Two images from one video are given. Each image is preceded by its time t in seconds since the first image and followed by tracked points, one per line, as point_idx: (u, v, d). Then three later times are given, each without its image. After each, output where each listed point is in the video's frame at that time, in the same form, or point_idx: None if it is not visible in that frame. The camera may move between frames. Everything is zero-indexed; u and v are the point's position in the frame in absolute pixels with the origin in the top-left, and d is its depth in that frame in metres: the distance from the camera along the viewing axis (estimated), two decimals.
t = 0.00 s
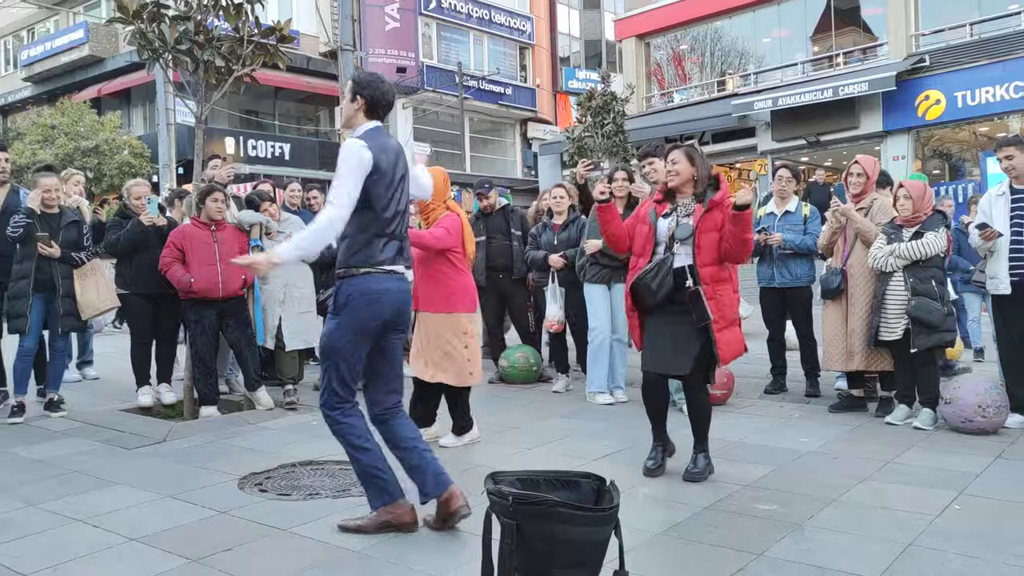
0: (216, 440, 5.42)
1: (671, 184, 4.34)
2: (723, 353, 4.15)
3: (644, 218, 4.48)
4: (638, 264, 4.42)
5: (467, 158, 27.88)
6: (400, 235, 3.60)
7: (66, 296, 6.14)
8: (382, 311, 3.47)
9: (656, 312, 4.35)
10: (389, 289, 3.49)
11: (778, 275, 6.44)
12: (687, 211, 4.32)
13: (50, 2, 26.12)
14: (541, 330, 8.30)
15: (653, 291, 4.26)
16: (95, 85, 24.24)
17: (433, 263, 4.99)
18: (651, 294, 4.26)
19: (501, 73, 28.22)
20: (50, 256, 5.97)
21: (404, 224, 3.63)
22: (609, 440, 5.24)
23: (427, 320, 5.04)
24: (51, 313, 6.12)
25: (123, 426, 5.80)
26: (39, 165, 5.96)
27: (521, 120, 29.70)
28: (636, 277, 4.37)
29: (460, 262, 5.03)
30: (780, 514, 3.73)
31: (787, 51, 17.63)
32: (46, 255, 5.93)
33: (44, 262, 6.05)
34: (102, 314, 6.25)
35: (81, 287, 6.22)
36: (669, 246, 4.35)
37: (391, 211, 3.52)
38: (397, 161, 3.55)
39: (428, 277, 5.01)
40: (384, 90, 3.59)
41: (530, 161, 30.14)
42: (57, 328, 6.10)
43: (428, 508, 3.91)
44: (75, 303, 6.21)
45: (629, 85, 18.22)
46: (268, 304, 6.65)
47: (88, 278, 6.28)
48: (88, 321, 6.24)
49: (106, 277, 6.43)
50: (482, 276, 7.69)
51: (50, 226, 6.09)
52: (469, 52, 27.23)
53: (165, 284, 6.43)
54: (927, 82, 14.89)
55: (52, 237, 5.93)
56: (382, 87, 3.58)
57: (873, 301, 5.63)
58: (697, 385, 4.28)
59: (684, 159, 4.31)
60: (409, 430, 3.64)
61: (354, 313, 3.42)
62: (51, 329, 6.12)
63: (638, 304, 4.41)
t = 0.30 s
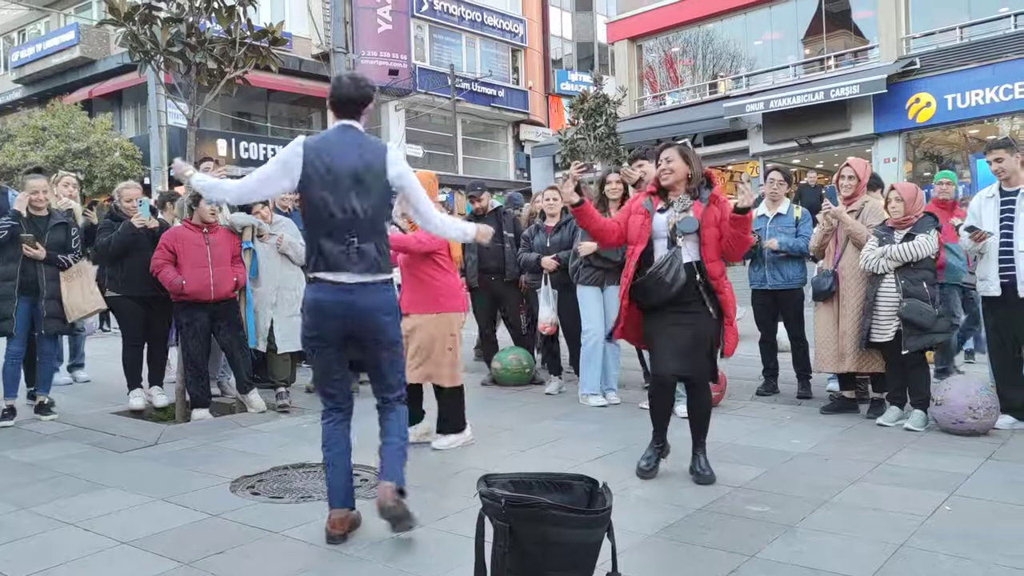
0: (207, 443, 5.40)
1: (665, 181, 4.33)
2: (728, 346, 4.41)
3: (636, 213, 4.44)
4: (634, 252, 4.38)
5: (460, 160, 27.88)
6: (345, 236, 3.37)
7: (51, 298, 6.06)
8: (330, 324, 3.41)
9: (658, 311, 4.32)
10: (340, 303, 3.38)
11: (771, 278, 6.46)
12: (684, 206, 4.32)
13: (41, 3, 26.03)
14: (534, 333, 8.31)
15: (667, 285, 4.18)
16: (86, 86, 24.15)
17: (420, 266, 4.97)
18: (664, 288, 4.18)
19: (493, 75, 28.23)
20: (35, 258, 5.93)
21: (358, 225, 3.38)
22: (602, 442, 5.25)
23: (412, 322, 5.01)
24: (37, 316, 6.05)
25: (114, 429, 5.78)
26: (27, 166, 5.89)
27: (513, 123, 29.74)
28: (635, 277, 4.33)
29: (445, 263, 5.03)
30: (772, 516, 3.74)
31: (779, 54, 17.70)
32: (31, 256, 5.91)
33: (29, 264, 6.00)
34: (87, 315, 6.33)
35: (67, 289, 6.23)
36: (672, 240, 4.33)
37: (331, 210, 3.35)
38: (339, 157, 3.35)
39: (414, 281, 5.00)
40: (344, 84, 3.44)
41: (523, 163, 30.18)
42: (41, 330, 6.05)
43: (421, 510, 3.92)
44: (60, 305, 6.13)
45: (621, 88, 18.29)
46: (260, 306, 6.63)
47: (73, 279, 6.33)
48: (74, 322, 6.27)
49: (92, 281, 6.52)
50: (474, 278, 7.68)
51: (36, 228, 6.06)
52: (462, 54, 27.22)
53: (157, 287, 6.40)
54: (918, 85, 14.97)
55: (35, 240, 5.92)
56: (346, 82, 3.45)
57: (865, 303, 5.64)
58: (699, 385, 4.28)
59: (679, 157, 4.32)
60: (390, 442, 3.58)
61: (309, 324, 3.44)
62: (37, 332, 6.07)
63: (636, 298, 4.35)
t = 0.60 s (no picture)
0: (202, 447, 5.38)
1: (653, 180, 4.33)
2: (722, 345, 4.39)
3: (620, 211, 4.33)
4: (643, 259, 4.21)
5: (454, 162, 27.89)
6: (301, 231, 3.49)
7: (38, 301, 6.02)
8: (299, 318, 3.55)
9: (657, 315, 4.23)
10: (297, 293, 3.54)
11: (765, 280, 6.48)
12: (679, 208, 4.36)
13: (34, 5, 25.95)
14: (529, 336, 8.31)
15: (668, 287, 4.12)
16: (80, 89, 24.08)
17: (400, 270, 5.01)
18: (665, 291, 4.12)
19: (487, 77, 28.25)
20: (22, 260, 5.89)
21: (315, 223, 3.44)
22: (596, 445, 5.25)
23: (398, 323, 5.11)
24: (24, 318, 6.03)
25: (108, 432, 5.76)
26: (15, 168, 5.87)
27: (507, 125, 29.77)
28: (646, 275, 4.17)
29: (424, 264, 5.08)
30: (767, 519, 3.75)
31: (772, 57, 17.76)
32: (19, 258, 5.86)
33: (17, 266, 5.98)
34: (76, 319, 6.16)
35: (56, 290, 6.08)
36: (670, 242, 4.29)
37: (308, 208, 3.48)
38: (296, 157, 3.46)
39: (396, 282, 5.04)
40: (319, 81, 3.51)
41: (517, 166, 30.20)
42: (29, 333, 6.02)
43: (416, 513, 3.92)
44: (49, 308, 6.08)
45: (615, 91, 18.32)
46: (254, 309, 6.62)
47: (63, 281, 6.13)
48: (62, 326, 6.13)
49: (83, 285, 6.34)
50: (469, 281, 7.69)
51: (24, 230, 6.03)
52: (456, 57, 27.23)
53: (150, 290, 6.37)
54: (911, 88, 15.03)
55: (22, 241, 5.87)
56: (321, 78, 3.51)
57: (858, 306, 5.67)
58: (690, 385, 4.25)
59: (667, 158, 4.31)
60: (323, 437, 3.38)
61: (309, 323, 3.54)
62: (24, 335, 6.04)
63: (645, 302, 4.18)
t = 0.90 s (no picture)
0: (198, 447, 5.38)
1: (645, 190, 4.32)
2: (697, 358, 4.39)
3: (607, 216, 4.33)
4: (637, 264, 4.18)
5: (450, 163, 27.88)
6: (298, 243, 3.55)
7: (31, 303, 6.01)
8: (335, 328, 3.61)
9: (647, 322, 4.23)
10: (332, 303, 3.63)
11: (761, 280, 6.48)
12: (672, 218, 4.39)
13: (29, 6, 25.90)
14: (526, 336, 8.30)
15: (664, 296, 4.17)
16: (76, 89, 24.03)
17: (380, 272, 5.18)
18: (661, 299, 4.17)
19: (483, 78, 28.24)
20: (14, 262, 5.86)
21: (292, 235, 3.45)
22: (592, 446, 5.25)
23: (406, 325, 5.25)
24: (16, 319, 5.99)
25: (104, 433, 5.75)
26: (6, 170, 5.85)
27: (504, 126, 29.77)
28: (642, 284, 4.18)
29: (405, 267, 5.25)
30: (763, 520, 3.75)
31: (769, 58, 17.79)
32: (10, 260, 5.82)
33: (9, 267, 5.93)
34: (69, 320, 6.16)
35: (49, 291, 6.07)
36: (663, 248, 4.28)
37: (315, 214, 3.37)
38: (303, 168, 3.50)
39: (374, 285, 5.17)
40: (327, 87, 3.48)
41: (513, 167, 30.20)
42: (22, 334, 6.00)
43: (412, 515, 3.91)
44: (41, 310, 6.07)
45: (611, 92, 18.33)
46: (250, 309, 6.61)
47: (56, 282, 6.13)
48: (55, 327, 6.11)
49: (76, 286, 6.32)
50: (466, 282, 7.70)
51: (16, 232, 6.02)
52: (452, 58, 27.25)
53: (146, 291, 6.36)
54: (906, 90, 15.07)
55: (14, 242, 5.84)
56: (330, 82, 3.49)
57: (854, 307, 5.68)
58: (673, 390, 4.24)
59: (656, 165, 4.32)
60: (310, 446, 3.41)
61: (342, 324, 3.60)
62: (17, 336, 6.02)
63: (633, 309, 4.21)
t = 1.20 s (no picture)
0: (197, 448, 5.37)
1: (631, 180, 4.35)
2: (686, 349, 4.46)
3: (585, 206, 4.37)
4: (621, 255, 4.17)
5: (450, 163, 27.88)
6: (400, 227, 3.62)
7: (31, 302, 6.00)
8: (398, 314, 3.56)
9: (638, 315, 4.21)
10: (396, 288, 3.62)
11: (760, 280, 6.48)
12: (660, 209, 4.34)
13: (29, 6, 25.89)
14: (526, 336, 8.30)
15: (652, 291, 4.11)
16: (75, 89, 24.02)
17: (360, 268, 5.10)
18: (648, 294, 4.11)
19: (483, 78, 28.23)
20: (14, 262, 5.86)
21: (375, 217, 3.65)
22: (592, 446, 5.24)
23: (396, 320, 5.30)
24: (16, 319, 5.98)
25: (103, 433, 5.75)
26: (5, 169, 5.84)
27: (503, 126, 29.76)
28: (627, 276, 4.15)
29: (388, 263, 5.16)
30: (763, 520, 3.75)
31: (768, 58, 17.79)
32: (9, 259, 5.81)
33: (8, 267, 5.93)
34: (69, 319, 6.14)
35: (48, 291, 6.07)
36: (649, 242, 4.26)
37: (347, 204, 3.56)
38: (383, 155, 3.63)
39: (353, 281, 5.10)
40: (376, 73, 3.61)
41: (512, 167, 30.18)
42: (22, 334, 5.99)
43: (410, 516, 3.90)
44: (41, 309, 6.05)
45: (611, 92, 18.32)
46: (249, 310, 6.59)
47: (55, 282, 6.09)
48: (55, 327, 6.10)
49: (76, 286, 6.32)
50: (465, 282, 7.69)
51: (15, 231, 6.02)
52: (452, 58, 27.23)
53: (145, 290, 6.36)
54: (906, 90, 15.08)
55: (14, 242, 5.83)
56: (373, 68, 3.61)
57: (854, 307, 5.68)
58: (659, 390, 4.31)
59: (645, 158, 4.34)
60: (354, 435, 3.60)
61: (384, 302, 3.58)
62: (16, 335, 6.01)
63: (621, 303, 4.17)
